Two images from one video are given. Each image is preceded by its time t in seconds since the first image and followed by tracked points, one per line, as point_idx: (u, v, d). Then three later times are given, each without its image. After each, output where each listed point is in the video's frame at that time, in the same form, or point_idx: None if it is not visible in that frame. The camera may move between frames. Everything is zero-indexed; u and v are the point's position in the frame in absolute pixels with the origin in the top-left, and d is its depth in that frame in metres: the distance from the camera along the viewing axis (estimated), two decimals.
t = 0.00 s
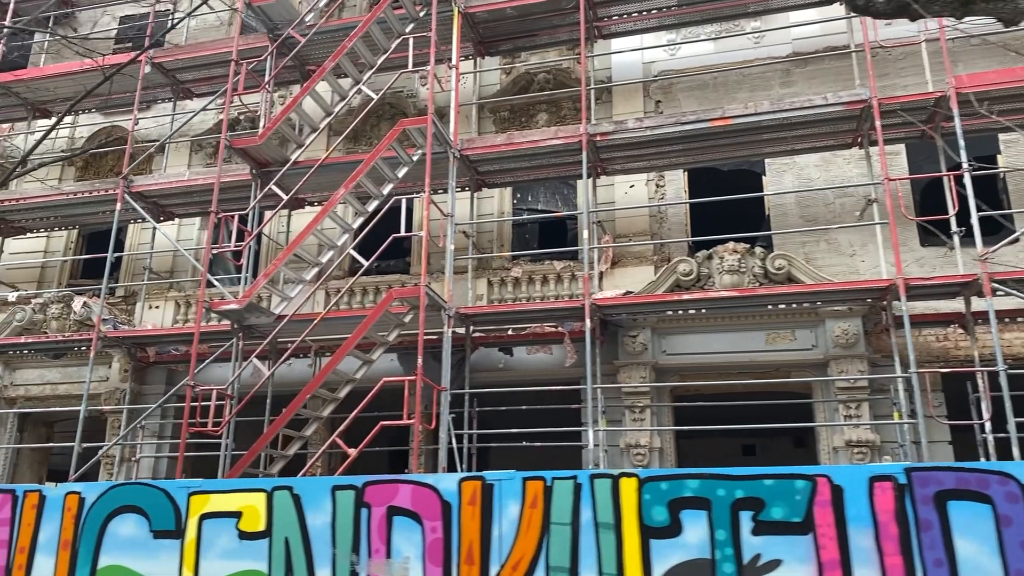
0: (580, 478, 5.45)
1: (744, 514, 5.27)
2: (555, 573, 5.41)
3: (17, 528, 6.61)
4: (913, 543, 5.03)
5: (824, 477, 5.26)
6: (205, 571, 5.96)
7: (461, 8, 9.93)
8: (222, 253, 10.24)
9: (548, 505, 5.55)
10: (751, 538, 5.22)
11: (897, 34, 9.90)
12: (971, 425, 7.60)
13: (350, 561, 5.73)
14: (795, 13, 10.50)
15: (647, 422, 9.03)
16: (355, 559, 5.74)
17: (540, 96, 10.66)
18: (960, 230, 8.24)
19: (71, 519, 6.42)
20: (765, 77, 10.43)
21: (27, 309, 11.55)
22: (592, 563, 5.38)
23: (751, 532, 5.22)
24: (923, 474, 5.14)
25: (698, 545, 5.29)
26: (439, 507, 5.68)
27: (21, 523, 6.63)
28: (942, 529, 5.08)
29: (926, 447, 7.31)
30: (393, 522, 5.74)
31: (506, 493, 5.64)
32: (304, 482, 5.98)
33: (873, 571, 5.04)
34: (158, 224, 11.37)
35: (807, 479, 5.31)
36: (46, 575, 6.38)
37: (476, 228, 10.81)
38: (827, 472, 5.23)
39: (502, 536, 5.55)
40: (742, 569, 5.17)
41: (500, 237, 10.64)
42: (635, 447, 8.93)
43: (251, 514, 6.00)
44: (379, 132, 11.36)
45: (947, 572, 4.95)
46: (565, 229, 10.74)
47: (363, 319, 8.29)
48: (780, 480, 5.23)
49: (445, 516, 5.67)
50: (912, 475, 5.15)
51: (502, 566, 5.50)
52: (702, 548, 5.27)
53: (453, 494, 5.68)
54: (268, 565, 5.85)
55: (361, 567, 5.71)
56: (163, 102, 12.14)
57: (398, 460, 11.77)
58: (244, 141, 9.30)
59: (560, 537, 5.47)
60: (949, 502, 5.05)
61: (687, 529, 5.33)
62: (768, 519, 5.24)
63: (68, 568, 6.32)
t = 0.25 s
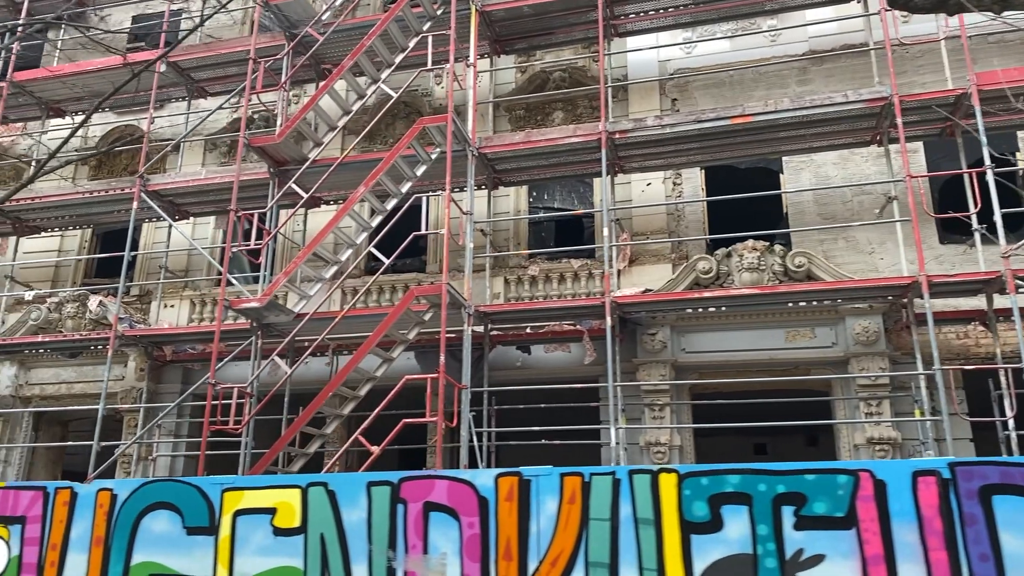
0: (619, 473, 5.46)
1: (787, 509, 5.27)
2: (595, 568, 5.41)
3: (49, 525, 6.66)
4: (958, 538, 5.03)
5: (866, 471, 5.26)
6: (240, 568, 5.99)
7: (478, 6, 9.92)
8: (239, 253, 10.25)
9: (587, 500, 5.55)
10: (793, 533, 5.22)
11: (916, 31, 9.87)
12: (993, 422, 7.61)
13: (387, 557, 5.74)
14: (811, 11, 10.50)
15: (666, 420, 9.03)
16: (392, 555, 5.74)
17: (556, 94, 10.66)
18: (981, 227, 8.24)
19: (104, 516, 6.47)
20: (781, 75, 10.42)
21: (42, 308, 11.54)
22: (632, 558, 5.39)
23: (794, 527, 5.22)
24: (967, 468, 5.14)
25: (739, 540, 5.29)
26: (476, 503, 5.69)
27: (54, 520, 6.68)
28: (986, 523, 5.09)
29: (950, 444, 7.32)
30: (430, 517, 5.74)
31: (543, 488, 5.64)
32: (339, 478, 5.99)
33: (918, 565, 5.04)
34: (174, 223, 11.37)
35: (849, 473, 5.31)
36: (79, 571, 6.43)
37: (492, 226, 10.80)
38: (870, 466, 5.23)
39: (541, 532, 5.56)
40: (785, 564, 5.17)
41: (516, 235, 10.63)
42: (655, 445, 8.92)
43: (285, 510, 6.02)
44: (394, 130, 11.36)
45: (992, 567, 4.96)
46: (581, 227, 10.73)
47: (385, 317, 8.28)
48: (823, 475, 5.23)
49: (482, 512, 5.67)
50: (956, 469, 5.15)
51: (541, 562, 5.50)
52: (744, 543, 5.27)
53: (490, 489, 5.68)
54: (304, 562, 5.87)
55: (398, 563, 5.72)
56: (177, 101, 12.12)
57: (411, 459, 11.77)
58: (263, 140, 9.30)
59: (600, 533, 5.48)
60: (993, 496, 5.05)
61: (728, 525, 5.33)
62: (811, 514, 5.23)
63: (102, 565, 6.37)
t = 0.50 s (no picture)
0: (652, 475, 5.47)
1: (821, 511, 5.26)
2: (627, 570, 5.41)
3: (75, 527, 6.70)
4: (995, 540, 5.03)
5: (902, 474, 5.25)
6: (268, 569, 6.01)
7: (493, 7, 9.91)
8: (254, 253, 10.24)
9: (619, 502, 5.56)
10: (829, 535, 5.21)
11: (931, 32, 9.85)
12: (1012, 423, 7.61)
13: (417, 558, 5.75)
14: (826, 11, 10.49)
15: (683, 420, 9.02)
16: (422, 556, 5.75)
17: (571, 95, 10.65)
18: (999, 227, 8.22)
19: (131, 517, 6.50)
20: (796, 75, 10.41)
21: (55, 308, 11.52)
22: (665, 561, 5.39)
23: (829, 529, 5.21)
24: (1003, 470, 5.14)
25: (774, 542, 5.28)
26: (506, 504, 5.70)
27: (80, 521, 6.71)
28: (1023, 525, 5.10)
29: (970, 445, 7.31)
30: (460, 519, 5.75)
31: (574, 490, 5.65)
32: (367, 479, 6.00)
33: (956, 568, 5.03)
34: (187, 223, 11.36)
35: (884, 475, 5.30)
36: (105, 572, 6.46)
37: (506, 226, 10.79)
38: (905, 469, 5.23)
39: (572, 533, 5.56)
40: (820, 566, 5.17)
41: (530, 235, 10.61)
42: (672, 445, 8.91)
43: (314, 511, 6.05)
44: (407, 131, 11.37)
45: None
46: (595, 228, 10.73)
47: (403, 317, 8.26)
48: (859, 477, 5.22)
49: (513, 513, 5.68)
50: (993, 471, 5.15)
51: (572, 563, 5.51)
52: (778, 546, 5.26)
53: (521, 491, 5.69)
54: (332, 563, 5.88)
55: (428, 564, 5.73)
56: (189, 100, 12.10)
57: (423, 460, 11.77)
58: (279, 140, 9.29)
59: (632, 534, 5.49)
60: None
61: (762, 527, 5.32)
62: (846, 516, 5.23)
63: (128, 566, 6.40)
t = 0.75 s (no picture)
0: (676, 475, 5.48)
1: (849, 511, 5.25)
2: (652, 570, 5.40)
3: (91, 527, 6.70)
4: None
5: (930, 474, 5.24)
6: (288, 569, 5.99)
7: (504, 6, 9.89)
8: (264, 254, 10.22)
9: (643, 502, 5.57)
10: (856, 536, 5.19)
11: (943, 31, 9.82)
12: None
13: (438, 559, 5.75)
14: (837, 11, 10.47)
15: (695, 420, 8.99)
16: (443, 557, 5.75)
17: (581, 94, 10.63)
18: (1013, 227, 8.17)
19: (149, 517, 6.49)
20: (807, 74, 10.39)
21: (63, 308, 11.47)
22: (691, 561, 5.37)
23: (857, 529, 5.20)
24: None
25: (801, 543, 5.26)
26: (529, 504, 5.70)
27: (98, 521, 6.71)
28: None
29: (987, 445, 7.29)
30: (482, 519, 5.76)
31: (597, 490, 5.66)
32: (388, 479, 5.99)
33: (985, 569, 5.01)
34: (196, 223, 11.34)
35: (912, 475, 5.29)
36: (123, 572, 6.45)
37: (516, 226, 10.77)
38: (934, 469, 5.22)
39: (596, 534, 5.56)
40: (848, 567, 5.14)
41: (540, 235, 10.58)
42: (684, 446, 8.89)
43: (335, 511, 6.03)
44: (416, 130, 11.36)
45: None
46: (605, 227, 10.70)
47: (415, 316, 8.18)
48: (886, 476, 5.21)
49: (535, 513, 5.68)
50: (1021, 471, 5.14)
51: (596, 564, 5.51)
52: (805, 546, 5.24)
53: (543, 491, 5.69)
54: (353, 563, 5.87)
55: (450, 565, 5.72)
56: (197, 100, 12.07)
57: (432, 460, 11.76)
58: (290, 139, 9.26)
59: (656, 535, 5.48)
60: None
61: (789, 527, 5.30)
62: (874, 516, 5.22)
63: (146, 566, 6.38)
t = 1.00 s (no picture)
0: (693, 471, 5.53)
1: (869, 506, 5.30)
2: (670, 567, 5.46)
3: (101, 523, 6.77)
4: None
5: (952, 469, 5.28)
6: (300, 566, 6.11)
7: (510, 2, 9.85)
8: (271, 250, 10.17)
9: (660, 498, 5.62)
10: (877, 532, 5.25)
11: (951, 27, 9.78)
12: None
13: (453, 555, 5.84)
14: (844, 7, 10.43)
15: (704, 418, 8.96)
16: (458, 554, 5.84)
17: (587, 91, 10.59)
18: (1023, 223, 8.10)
19: (159, 514, 6.58)
20: (814, 71, 10.36)
21: (66, 306, 11.41)
22: (709, 557, 5.43)
23: (877, 525, 5.25)
24: None
25: (820, 538, 5.32)
26: (544, 501, 5.76)
27: (106, 518, 6.77)
28: None
29: (998, 442, 7.27)
30: (496, 515, 5.82)
31: (613, 486, 5.71)
32: (401, 476, 6.12)
33: (1009, 565, 5.04)
34: (200, 220, 11.29)
35: (933, 471, 5.33)
36: (133, 570, 6.54)
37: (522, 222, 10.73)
38: (956, 464, 5.26)
39: (612, 530, 5.62)
40: (868, 563, 5.20)
41: (546, 232, 10.54)
42: (693, 443, 8.86)
43: (345, 508, 6.15)
44: (422, 127, 11.33)
45: None
46: (611, 224, 10.67)
47: (422, 313, 8.12)
48: (907, 472, 5.25)
49: (551, 510, 5.74)
50: None
51: (612, 561, 5.57)
52: (825, 542, 5.30)
53: (559, 487, 5.75)
54: (366, 561, 5.98)
55: (465, 561, 5.81)
56: (201, 96, 12.00)
57: (438, 458, 11.74)
58: (297, 135, 9.21)
59: (673, 531, 5.53)
60: None
61: (809, 523, 5.36)
62: (895, 511, 5.26)
63: (157, 563, 6.47)
